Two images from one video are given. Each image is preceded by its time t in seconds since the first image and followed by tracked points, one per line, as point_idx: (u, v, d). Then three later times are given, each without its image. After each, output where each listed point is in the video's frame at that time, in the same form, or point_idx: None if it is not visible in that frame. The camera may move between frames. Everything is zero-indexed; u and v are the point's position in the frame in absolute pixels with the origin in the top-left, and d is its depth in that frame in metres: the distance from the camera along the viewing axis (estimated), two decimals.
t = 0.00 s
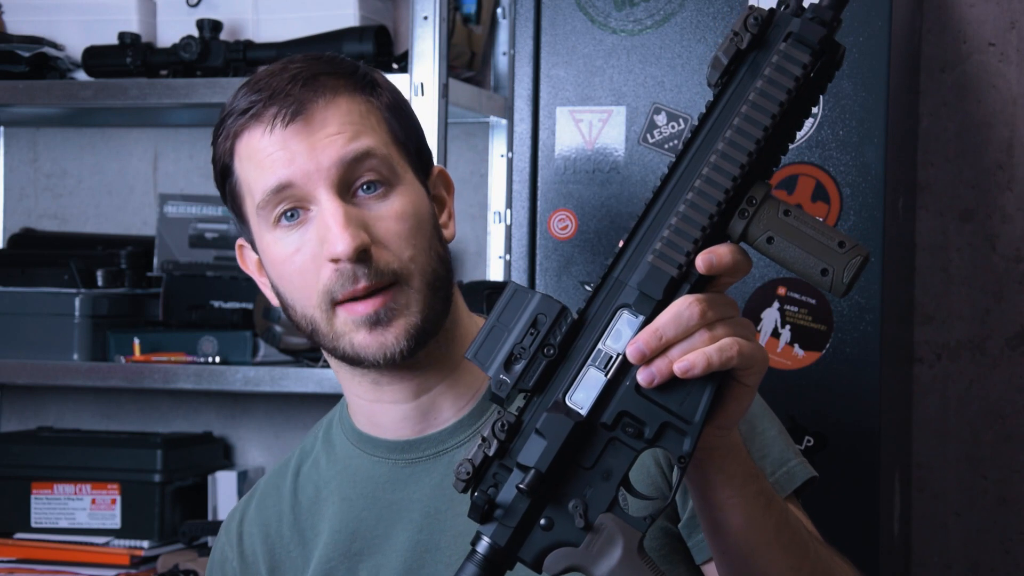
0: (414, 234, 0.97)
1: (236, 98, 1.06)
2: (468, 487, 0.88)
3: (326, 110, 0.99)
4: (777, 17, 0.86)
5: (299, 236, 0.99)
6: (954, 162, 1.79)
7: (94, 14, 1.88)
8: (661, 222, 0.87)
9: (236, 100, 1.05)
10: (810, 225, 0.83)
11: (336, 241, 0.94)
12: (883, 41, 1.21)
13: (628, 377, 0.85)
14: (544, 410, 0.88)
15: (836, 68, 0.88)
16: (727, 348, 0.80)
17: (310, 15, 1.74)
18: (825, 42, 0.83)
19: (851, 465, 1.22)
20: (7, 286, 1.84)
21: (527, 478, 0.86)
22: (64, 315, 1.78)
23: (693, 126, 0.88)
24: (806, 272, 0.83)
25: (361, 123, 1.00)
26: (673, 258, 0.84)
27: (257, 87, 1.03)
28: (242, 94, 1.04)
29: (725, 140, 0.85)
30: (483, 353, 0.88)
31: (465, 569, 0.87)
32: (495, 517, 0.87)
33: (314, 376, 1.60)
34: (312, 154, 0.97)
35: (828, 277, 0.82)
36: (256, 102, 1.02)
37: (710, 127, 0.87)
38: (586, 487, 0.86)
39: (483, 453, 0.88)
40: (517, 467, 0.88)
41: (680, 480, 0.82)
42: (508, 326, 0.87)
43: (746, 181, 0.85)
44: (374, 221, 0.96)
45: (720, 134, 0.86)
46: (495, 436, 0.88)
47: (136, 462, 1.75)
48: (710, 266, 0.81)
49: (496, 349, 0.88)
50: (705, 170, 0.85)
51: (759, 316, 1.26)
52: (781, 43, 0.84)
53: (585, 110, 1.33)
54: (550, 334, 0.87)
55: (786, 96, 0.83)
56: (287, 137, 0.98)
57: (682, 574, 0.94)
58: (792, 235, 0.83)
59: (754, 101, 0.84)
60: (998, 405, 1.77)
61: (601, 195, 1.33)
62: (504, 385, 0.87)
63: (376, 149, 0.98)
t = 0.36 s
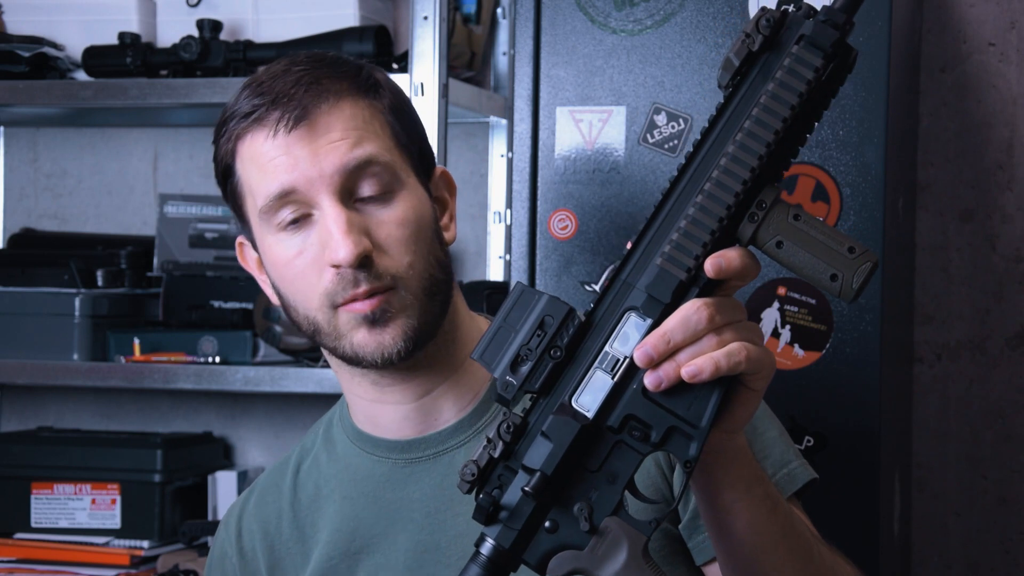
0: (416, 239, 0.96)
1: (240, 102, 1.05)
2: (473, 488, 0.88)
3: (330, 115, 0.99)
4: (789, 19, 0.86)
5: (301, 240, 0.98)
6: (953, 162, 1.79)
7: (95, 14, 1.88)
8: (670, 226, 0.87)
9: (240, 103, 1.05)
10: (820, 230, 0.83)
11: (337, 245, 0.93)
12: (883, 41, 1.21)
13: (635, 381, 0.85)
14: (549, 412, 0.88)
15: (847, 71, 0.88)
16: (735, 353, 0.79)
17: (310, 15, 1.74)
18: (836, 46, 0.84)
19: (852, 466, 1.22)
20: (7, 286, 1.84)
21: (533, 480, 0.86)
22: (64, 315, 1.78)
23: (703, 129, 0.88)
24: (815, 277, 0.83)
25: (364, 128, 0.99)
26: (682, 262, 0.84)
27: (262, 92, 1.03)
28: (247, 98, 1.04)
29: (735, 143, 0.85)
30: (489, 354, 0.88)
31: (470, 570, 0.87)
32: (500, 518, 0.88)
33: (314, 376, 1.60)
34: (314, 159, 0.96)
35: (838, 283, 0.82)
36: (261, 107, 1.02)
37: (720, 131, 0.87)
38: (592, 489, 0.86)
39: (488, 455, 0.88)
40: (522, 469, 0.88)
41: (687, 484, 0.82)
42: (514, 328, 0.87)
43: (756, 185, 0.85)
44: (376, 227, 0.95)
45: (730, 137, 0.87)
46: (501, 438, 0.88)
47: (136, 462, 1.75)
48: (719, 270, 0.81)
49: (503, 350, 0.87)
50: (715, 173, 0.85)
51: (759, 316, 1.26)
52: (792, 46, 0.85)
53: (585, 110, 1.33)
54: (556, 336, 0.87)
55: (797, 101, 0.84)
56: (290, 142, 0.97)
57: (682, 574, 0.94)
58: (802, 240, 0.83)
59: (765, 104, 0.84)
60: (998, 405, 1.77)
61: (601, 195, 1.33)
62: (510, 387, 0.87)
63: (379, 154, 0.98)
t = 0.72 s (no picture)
0: (467, 224, 1.03)
1: (314, 65, 1.11)
2: (496, 489, 0.91)
3: (403, 92, 1.04)
4: (826, 32, 0.90)
5: (354, 208, 1.05)
6: (954, 162, 1.79)
7: (94, 14, 1.88)
8: (701, 234, 0.90)
9: (316, 67, 1.10)
10: (851, 244, 0.88)
11: (390, 220, 1.00)
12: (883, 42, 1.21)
13: (662, 389, 0.88)
14: (575, 417, 0.91)
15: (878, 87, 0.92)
16: (763, 364, 0.83)
17: (310, 15, 1.74)
18: (871, 62, 0.88)
19: (851, 467, 1.22)
20: (7, 286, 1.85)
21: (558, 485, 0.88)
22: (64, 315, 1.78)
23: (738, 138, 0.91)
24: (845, 290, 0.88)
25: (434, 110, 1.05)
26: (712, 271, 0.87)
27: (338, 59, 1.08)
28: (321, 63, 1.10)
29: (770, 154, 0.88)
30: (517, 355, 0.90)
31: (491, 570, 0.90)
32: (522, 521, 0.90)
33: (315, 376, 1.60)
34: (380, 133, 1.02)
35: (868, 297, 0.87)
36: (336, 74, 1.07)
37: (754, 140, 0.91)
38: (615, 496, 0.89)
39: (512, 457, 0.90)
40: (546, 472, 0.90)
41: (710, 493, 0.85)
42: (542, 332, 0.90)
43: (790, 197, 0.89)
44: (430, 207, 1.02)
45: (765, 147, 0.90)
46: (525, 441, 0.90)
47: (136, 462, 1.75)
48: (749, 280, 0.85)
49: (530, 354, 0.90)
50: (749, 182, 0.89)
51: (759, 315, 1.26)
52: (829, 59, 0.89)
53: (585, 110, 1.33)
54: (584, 340, 0.90)
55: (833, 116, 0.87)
56: (361, 112, 1.03)
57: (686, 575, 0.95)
58: (833, 253, 0.88)
59: (800, 117, 0.88)
60: (998, 405, 1.77)
61: (601, 195, 1.33)
62: (536, 390, 0.90)
63: (443, 138, 1.04)
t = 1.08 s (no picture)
0: (536, 207, 1.08)
1: (386, 54, 1.15)
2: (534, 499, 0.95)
3: (475, 77, 1.08)
4: (922, 60, 0.93)
5: (427, 195, 1.08)
6: (953, 162, 1.79)
7: (93, 14, 1.88)
8: (773, 258, 0.96)
9: (385, 56, 1.14)
10: (923, 285, 0.93)
11: (464, 205, 1.03)
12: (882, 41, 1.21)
13: (714, 416, 0.94)
14: (622, 434, 0.98)
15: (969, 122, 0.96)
16: (821, 401, 0.90)
17: (309, 15, 1.74)
18: (967, 98, 0.91)
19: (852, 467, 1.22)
20: (7, 286, 1.85)
21: (601, 504, 0.95)
22: (64, 315, 1.78)
23: (818, 165, 0.97)
24: (914, 331, 0.93)
25: (502, 95, 1.09)
26: (779, 300, 0.92)
27: (408, 46, 1.12)
28: (392, 52, 1.14)
29: (851, 184, 0.93)
30: (568, 368, 0.95)
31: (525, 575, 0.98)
32: (560, 535, 0.97)
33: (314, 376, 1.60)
34: (452, 119, 1.06)
35: (935, 340, 0.92)
36: (405, 62, 1.11)
37: (835, 169, 0.96)
38: (655, 518, 0.97)
39: (555, 469, 0.95)
40: (589, 489, 0.97)
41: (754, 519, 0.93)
42: (597, 345, 0.95)
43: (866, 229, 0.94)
44: (503, 190, 1.06)
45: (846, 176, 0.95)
46: (569, 454, 0.95)
47: (135, 462, 1.75)
48: (816, 312, 0.91)
49: (582, 367, 0.95)
50: (827, 211, 0.94)
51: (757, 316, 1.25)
52: (923, 90, 0.92)
53: (585, 110, 1.33)
54: (639, 358, 0.95)
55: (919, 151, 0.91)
56: (433, 98, 1.07)
57: None
58: (903, 292, 0.93)
59: (886, 149, 0.92)
60: (998, 405, 1.77)
61: (602, 195, 1.33)
62: (585, 404, 0.95)
63: (513, 122, 1.08)
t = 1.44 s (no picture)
0: (530, 216, 1.08)
1: (369, 66, 1.13)
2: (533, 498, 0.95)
3: (464, 88, 1.07)
4: (916, 61, 0.94)
5: (420, 208, 1.06)
6: (953, 162, 1.79)
7: (94, 14, 1.88)
8: (769, 258, 0.96)
9: (371, 69, 1.12)
10: (918, 284, 0.94)
11: (460, 219, 1.02)
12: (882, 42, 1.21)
13: (711, 415, 0.95)
14: (620, 435, 0.97)
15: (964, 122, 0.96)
16: (818, 400, 0.90)
17: (309, 15, 1.74)
18: (961, 99, 0.92)
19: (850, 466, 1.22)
20: (7, 286, 1.85)
21: (599, 502, 0.95)
22: (64, 315, 1.78)
23: (814, 164, 0.96)
24: (910, 330, 0.94)
25: (492, 105, 1.09)
26: (776, 299, 0.92)
27: (394, 59, 1.11)
28: (377, 64, 1.12)
29: (847, 184, 0.93)
30: (566, 368, 0.94)
31: None
32: (557, 534, 0.96)
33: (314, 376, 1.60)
34: (444, 132, 1.05)
35: (931, 339, 0.93)
36: (393, 75, 1.09)
37: (831, 169, 0.96)
38: (654, 518, 0.97)
39: (554, 469, 0.94)
40: (587, 488, 0.96)
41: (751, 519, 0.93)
42: (595, 345, 0.94)
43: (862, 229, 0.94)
44: (498, 201, 1.06)
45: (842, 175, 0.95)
46: (568, 454, 0.95)
47: (135, 462, 1.75)
48: (813, 312, 0.91)
49: (580, 366, 0.95)
50: (824, 211, 0.94)
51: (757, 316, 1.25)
52: (918, 91, 0.92)
53: (585, 110, 1.33)
54: (637, 358, 0.95)
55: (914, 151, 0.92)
56: (423, 111, 1.06)
57: None
58: (899, 292, 0.94)
59: (882, 149, 0.92)
60: (998, 405, 1.77)
61: (601, 195, 1.33)
62: (584, 402, 0.95)
63: (504, 132, 1.08)
